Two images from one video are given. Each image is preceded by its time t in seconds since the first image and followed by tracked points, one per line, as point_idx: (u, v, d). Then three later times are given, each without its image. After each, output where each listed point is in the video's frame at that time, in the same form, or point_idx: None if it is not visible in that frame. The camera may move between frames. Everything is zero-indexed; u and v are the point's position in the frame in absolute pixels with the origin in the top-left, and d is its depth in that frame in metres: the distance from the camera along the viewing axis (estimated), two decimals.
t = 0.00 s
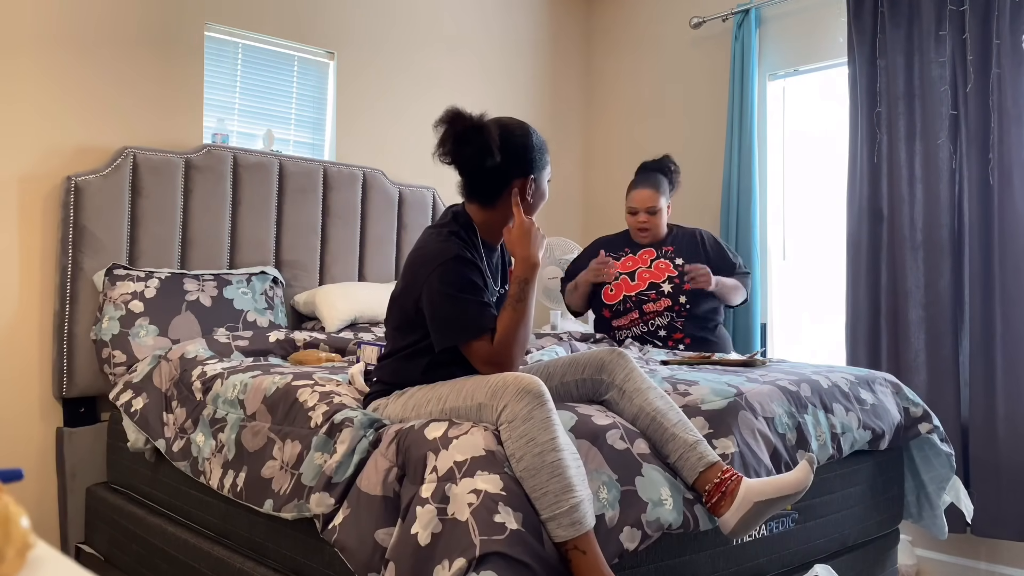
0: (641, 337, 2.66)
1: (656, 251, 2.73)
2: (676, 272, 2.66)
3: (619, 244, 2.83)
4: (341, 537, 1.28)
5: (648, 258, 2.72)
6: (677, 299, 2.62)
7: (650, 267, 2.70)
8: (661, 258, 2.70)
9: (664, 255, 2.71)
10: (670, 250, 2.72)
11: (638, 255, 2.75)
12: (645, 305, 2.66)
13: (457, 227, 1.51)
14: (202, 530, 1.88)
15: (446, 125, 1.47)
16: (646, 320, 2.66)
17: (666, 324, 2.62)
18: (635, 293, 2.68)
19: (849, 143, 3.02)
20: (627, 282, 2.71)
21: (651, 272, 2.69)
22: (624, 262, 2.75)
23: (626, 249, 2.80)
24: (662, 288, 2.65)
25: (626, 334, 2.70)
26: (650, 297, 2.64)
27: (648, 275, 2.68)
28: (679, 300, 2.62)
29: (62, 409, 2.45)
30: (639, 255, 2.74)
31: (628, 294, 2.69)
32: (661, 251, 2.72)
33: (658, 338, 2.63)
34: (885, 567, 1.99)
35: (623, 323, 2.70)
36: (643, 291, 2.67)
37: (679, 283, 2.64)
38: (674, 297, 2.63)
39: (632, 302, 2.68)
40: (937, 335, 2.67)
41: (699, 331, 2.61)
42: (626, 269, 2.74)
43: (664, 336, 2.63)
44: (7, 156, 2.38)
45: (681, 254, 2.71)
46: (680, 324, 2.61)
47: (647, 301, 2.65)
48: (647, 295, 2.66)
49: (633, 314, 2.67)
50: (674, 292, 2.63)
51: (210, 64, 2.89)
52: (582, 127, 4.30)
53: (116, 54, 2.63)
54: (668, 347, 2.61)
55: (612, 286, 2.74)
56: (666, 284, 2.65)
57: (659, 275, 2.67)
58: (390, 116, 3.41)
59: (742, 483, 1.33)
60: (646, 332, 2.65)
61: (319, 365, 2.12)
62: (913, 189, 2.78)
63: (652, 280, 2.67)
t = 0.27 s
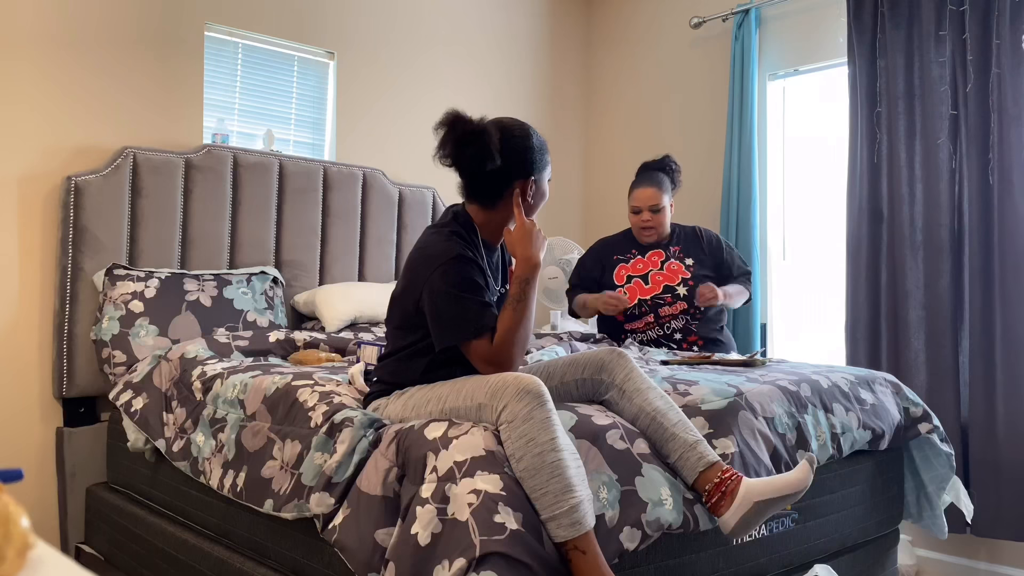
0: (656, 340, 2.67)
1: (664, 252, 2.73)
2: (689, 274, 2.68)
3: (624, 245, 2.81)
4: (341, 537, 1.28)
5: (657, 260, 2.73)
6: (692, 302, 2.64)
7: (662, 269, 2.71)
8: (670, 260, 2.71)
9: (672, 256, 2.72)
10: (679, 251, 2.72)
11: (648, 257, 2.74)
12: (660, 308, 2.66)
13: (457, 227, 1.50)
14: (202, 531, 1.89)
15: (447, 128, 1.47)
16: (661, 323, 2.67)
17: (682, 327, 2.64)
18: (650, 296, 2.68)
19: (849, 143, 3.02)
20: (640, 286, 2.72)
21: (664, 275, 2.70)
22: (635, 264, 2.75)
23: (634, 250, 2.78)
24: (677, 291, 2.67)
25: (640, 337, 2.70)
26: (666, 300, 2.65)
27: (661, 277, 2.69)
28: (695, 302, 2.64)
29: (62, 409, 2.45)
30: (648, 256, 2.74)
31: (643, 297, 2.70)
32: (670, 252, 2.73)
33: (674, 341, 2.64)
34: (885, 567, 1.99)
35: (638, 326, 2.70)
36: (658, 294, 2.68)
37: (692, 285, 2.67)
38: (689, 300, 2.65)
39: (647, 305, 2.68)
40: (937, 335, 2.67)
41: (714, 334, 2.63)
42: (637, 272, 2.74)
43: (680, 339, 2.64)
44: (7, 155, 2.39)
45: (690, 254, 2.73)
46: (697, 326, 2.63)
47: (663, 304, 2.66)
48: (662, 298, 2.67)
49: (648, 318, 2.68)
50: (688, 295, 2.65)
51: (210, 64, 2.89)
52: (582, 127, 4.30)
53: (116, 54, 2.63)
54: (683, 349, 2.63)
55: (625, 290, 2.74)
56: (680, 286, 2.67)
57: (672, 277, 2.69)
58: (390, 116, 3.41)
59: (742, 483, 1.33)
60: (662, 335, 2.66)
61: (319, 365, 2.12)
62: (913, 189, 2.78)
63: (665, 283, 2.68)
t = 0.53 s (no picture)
0: (669, 344, 2.68)
1: (678, 253, 2.73)
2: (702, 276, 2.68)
3: (636, 247, 2.82)
4: (341, 537, 1.28)
5: (669, 263, 2.72)
6: (705, 305, 2.65)
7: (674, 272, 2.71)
8: (683, 262, 2.71)
9: (685, 258, 2.71)
10: (692, 252, 2.72)
11: (660, 259, 2.74)
12: (674, 312, 2.67)
13: (457, 227, 1.50)
14: (202, 531, 1.89)
15: (445, 130, 1.46)
16: (675, 327, 2.68)
17: (696, 331, 2.65)
18: (663, 300, 2.69)
19: (849, 143, 3.02)
20: (653, 289, 2.72)
21: (677, 277, 2.70)
22: (646, 268, 2.76)
23: (645, 253, 2.79)
24: (690, 293, 2.67)
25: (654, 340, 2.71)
26: (680, 303, 2.66)
27: (674, 280, 2.69)
28: (708, 305, 2.65)
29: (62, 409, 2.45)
30: (660, 259, 2.74)
31: (657, 300, 2.70)
32: (683, 253, 2.72)
33: (687, 345, 2.66)
34: (885, 567, 1.99)
35: (652, 329, 2.71)
36: (671, 297, 2.68)
37: (706, 287, 2.66)
38: (703, 303, 2.65)
39: (661, 309, 2.69)
40: (937, 335, 2.67)
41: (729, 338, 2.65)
42: (650, 275, 2.75)
43: (694, 342, 2.65)
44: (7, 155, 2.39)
45: (703, 256, 2.72)
46: (710, 330, 2.64)
47: (677, 307, 2.67)
48: (675, 302, 2.67)
49: (662, 321, 2.69)
50: (702, 298, 2.65)
51: (210, 64, 2.89)
52: (582, 127, 4.30)
53: (116, 54, 2.63)
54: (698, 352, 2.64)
55: (638, 293, 2.74)
56: (693, 289, 2.66)
57: (684, 279, 2.68)
58: (390, 116, 3.41)
59: (742, 483, 1.33)
60: (675, 338, 2.67)
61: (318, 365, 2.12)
62: (913, 189, 2.78)
63: (678, 285, 2.68)
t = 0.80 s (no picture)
0: (684, 339, 2.67)
1: (698, 246, 2.72)
2: (721, 270, 2.67)
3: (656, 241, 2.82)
4: (341, 537, 1.28)
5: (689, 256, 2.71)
6: (724, 300, 2.63)
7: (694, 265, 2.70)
8: (704, 255, 2.70)
9: (706, 251, 2.71)
10: (712, 245, 2.71)
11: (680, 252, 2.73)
12: (691, 306, 2.66)
13: (457, 227, 1.50)
14: (202, 531, 1.89)
15: (444, 130, 1.46)
16: (691, 322, 2.66)
17: (712, 327, 2.63)
18: (681, 293, 2.67)
19: (849, 143, 3.02)
20: (671, 282, 2.70)
21: (696, 271, 2.69)
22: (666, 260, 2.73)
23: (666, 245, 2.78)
24: (708, 287, 2.66)
25: (669, 336, 2.70)
26: (697, 297, 2.65)
27: (694, 274, 2.68)
28: (726, 300, 2.63)
29: (62, 409, 2.45)
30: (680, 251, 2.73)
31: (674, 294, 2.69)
32: (703, 245, 2.72)
33: (702, 341, 2.64)
34: (885, 567, 1.99)
35: (667, 324, 2.70)
36: (689, 291, 2.67)
37: (724, 282, 2.65)
38: (721, 297, 2.63)
39: (678, 303, 2.68)
40: (937, 335, 2.67)
41: (745, 334, 2.64)
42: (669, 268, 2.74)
43: (709, 339, 2.64)
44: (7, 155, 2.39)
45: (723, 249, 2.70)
46: (726, 327, 2.62)
47: (694, 302, 2.65)
48: (693, 296, 2.66)
49: (678, 316, 2.67)
50: (720, 293, 2.64)
51: (210, 65, 2.89)
52: (582, 127, 4.30)
53: (116, 53, 2.63)
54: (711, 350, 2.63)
55: (656, 286, 2.72)
56: (712, 283, 2.65)
57: (703, 273, 2.68)
58: (390, 116, 3.41)
59: (742, 483, 1.33)
60: (691, 334, 2.66)
61: (318, 365, 2.12)
62: (913, 189, 2.78)
63: (697, 279, 2.67)
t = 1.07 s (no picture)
0: (687, 343, 2.70)
1: (707, 251, 2.73)
2: (728, 277, 2.67)
3: (670, 240, 2.83)
4: (341, 537, 1.28)
5: (697, 260, 2.74)
6: (728, 306, 2.65)
7: (701, 271, 2.73)
8: (711, 260, 2.71)
9: (714, 256, 2.71)
10: (721, 250, 2.70)
11: (689, 257, 2.76)
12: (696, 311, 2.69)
13: (457, 228, 1.50)
14: (202, 531, 1.88)
15: (444, 130, 1.46)
16: (696, 326, 2.69)
17: (716, 331, 2.66)
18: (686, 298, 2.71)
19: (849, 143, 3.02)
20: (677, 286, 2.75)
21: (703, 277, 2.72)
22: (675, 264, 2.79)
23: (676, 247, 2.80)
24: (713, 294, 2.68)
25: (674, 339, 2.72)
26: (702, 304, 2.69)
27: (700, 280, 2.71)
28: (731, 306, 2.64)
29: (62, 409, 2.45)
30: (690, 256, 2.76)
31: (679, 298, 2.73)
32: (712, 251, 2.72)
33: (705, 344, 2.67)
34: (885, 567, 1.99)
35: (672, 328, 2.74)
36: (694, 296, 2.71)
37: (729, 288, 2.66)
38: (725, 304, 2.65)
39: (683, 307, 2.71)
40: (937, 335, 2.67)
41: (751, 340, 2.62)
42: (677, 272, 2.78)
43: (712, 343, 2.66)
44: (7, 155, 2.39)
45: (733, 254, 2.68)
46: (729, 332, 2.63)
47: (699, 307, 2.69)
48: (698, 301, 2.70)
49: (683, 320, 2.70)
50: (725, 300, 2.66)
51: (210, 65, 2.89)
52: (582, 127, 4.30)
53: (116, 54, 2.63)
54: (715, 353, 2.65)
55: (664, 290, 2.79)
56: (717, 290, 2.67)
57: (709, 279, 2.70)
58: (390, 116, 3.41)
59: (742, 483, 1.33)
60: (694, 338, 2.69)
61: (318, 365, 2.12)
62: (913, 189, 2.78)
63: (703, 285, 2.70)
